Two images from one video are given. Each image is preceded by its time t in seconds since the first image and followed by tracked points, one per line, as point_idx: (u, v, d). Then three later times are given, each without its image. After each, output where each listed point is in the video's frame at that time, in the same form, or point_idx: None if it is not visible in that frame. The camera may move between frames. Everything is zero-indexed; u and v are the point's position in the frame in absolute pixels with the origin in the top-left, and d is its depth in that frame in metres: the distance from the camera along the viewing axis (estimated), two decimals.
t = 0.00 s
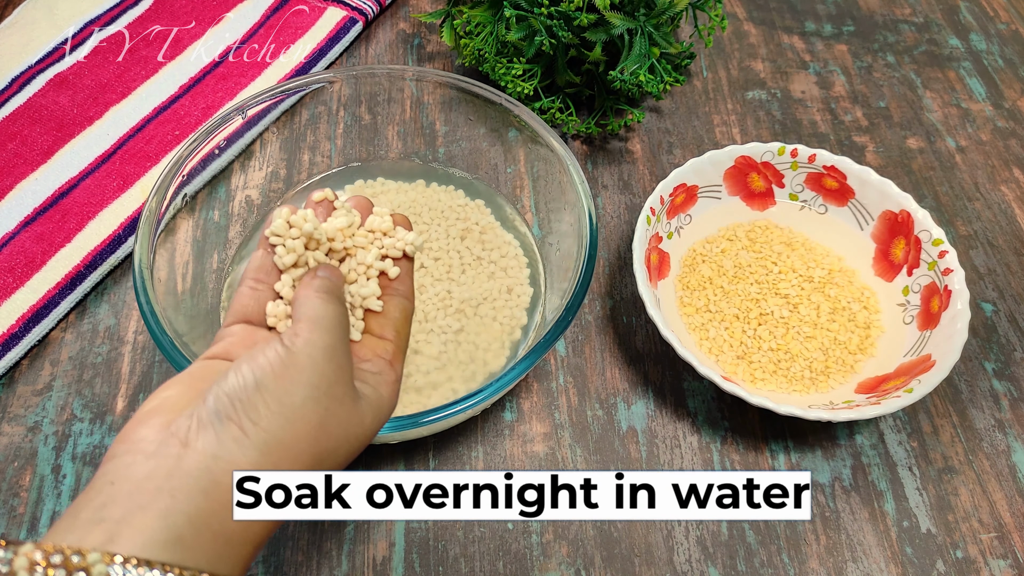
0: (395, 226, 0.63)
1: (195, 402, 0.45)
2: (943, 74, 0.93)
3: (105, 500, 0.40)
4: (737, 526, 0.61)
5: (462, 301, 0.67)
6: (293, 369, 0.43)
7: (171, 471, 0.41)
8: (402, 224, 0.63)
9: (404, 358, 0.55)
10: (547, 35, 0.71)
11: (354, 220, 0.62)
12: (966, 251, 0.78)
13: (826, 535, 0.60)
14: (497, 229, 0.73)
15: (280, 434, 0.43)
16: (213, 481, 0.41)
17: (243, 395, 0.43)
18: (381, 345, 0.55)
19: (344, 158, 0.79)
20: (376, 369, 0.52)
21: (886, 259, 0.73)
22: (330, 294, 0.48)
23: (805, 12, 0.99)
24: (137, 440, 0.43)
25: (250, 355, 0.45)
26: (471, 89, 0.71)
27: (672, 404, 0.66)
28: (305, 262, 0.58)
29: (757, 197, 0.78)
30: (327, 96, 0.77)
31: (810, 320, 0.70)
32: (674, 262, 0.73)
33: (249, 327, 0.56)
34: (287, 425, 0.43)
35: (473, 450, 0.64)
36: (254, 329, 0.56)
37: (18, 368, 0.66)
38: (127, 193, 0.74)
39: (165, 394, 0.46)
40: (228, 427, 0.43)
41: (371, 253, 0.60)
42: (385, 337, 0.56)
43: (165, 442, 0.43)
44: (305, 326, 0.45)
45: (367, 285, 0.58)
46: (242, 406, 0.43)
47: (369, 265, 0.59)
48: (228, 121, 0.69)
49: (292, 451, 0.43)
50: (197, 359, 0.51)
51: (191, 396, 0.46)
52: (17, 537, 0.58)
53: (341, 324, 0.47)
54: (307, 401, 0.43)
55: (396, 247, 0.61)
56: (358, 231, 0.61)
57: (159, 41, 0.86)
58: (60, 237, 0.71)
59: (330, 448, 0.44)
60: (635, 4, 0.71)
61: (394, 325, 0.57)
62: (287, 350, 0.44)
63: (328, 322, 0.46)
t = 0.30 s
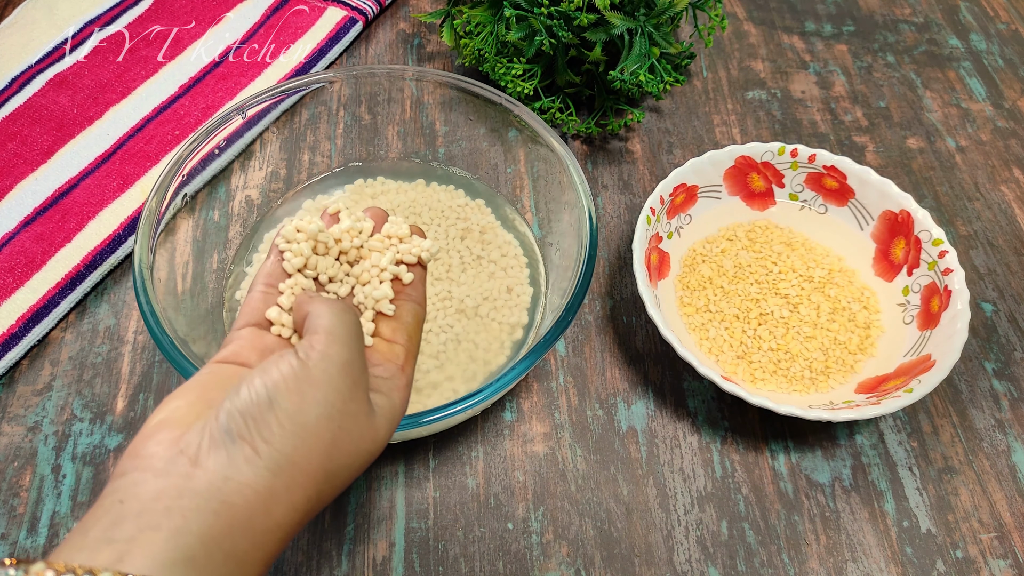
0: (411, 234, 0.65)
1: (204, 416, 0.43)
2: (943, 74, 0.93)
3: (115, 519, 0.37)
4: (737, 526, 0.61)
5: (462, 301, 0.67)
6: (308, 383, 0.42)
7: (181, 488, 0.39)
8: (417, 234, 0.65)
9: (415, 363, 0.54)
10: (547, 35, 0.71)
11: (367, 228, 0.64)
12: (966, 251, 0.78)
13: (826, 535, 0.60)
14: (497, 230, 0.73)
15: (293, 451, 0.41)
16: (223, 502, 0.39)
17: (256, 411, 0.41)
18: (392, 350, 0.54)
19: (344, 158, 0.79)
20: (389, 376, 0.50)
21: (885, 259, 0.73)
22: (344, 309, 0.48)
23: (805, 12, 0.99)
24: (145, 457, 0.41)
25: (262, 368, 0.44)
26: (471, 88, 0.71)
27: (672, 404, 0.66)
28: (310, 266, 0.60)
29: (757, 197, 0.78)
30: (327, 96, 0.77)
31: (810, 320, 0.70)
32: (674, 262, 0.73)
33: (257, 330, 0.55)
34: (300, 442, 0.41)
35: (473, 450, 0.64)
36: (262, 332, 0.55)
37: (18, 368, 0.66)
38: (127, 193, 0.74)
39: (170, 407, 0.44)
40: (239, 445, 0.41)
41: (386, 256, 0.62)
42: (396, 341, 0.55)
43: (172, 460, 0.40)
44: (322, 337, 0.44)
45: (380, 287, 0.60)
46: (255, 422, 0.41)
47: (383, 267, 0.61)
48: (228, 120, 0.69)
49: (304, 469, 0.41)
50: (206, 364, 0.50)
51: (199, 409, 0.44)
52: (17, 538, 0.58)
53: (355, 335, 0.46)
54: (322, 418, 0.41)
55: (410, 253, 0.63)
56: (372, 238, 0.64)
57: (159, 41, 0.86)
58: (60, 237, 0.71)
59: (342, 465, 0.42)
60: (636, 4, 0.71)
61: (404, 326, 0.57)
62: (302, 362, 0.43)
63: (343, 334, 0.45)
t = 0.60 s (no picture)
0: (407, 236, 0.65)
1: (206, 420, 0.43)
2: (943, 74, 0.93)
3: (111, 525, 0.38)
4: (737, 526, 0.61)
5: (461, 301, 0.67)
6: (317, 392, 0.41)
7: (180, 495, 0.39)
8: (415, 236, 0.65)
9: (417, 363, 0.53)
10: (547, 35, 0.71)
11: (366, 231, 0.65)
12: (966, 251, 0.78)
13: (826, 535, 0.60)
14: (497, 230, 0.73)
15: (297, 461, 0.41)
16: (222, 511, 0.39)
17: (262, 420, 0.41)
18: (395, 351, 0.53)
19: (344, 158, 0.79)
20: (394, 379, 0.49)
21: (886, 259, 0.73)
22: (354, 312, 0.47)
23: (805, 12, 0.99)
24: (144, 462, 0.41)
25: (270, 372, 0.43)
26: (471, 88, 0.71)
27: (672, 404, 0.66)
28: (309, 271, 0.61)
29: (757, 197, 0.78)
30: (327, 96, 0.77)
31: (810, 320, 0.70)
32: (674, 262, 0.73)
33: (257, 333, 0.55)
34: (304, 452, 0.41)
35: (473, 450, 0.64)
36: (263, 336, 0.54)
37: (18, 368, 0.66)
38: (127, 193, 0.74)
39: (171, 411, 0.43)
40: (242, 452, 0.41)
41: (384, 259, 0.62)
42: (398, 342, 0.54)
43: (171, 465, 0.40)
44: (334, 344, 0.43)
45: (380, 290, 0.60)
46: (260, 431, 0.41)
47: (380, 269, 0.61)
48: (228, 120, 0.69)
49: (306, 479, 0.41)
50: (209, 366, 0.49)
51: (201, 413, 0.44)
52: (17, 538, 0.58)
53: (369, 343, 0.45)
54: (330, 428, 0.41)
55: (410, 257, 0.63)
56: (369, 240, 0.64)
57: (159, 41, 0.86)
58: (61, 237, 0.71)
59: (346, 475, 0.42)
60: (636, 4, 0.71)
61: (406, 325, 0.57)
62: (311, 371, 0.42)
63: (357, 342, 0.44)
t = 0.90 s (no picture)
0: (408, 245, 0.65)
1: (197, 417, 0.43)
2: (943, 74, 0.93)
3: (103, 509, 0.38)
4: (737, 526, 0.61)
5: (461, 301, 0.67)
6: (292, 363, 0.41)
7: (167, 473, 0.38)
8: (416, 243, 0.65)
9: (424, 364, 0.53)
10: (547, 35, 0.71)
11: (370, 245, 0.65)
12: (966, 251, 0.78)
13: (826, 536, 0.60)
14: (497, 230, 0.73)
15: (281, 428, 0.40)
16: (205, 482, 0.38)
17: (241, 394, 0.41)
18: (399, 353, 0.53)
19: (344, 158, 0.79)
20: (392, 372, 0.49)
21: (886, 259, 0.73)
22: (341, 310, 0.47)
23: (805, 12, 0.99)
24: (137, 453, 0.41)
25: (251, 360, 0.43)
26: (471, 88, 0.71)
27: (672, 404, 0.66)
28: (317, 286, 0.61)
29: (757, 197, 0.78)
30: (327, 96, 0.77)
31: (810, 320, 0.70)
32: (674, 262, 0.73)
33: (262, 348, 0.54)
34: (283, 417, 0.40)
35: (473, 450, 0.64)
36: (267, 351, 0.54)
37: (18, 368, 0.66)
38: (127, 193, 0.74)
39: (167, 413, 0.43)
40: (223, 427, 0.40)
41: (385, 269, 0.62)
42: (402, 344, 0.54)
43: (160, 452, 0.40)
44: (310, 328, 0.44)
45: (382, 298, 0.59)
46: (239, 402, 0.40)
47: (382, 279, 0.61)
48: (228, 120, 0.69)
49: (286, 445, 0.40)
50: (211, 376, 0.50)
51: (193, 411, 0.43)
52: (17, 538, 0.58)
53: (348, 329, 0.46)
54: (308, 394, 0.41)
55: (411, 262, 0.63)
56: (374, 253, 0.64)
57: (159, 41, 0.86)
58: (61, 237, 0.71)
59: (335, 447, 0.41)
60: (636, 4, 0.71)
61: (411, 329, 0.56)
62: (290, 349, 0.42)
63: (332, 325, 0.44)
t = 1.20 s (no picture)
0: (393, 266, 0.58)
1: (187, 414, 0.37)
2: (943, 74, 0.93)
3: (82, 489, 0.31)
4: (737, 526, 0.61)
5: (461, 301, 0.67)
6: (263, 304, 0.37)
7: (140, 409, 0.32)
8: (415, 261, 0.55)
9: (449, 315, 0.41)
10: (547, 35, 0.71)
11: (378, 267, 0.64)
12: (966, 251, 0.78)
13: (826, 535, 0.60)
14: (497, 229, 0.73)
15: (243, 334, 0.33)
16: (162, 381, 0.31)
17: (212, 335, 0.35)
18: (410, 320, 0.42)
19: (344, 158, 0.79)
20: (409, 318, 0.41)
21: (886, 259, 0.73)
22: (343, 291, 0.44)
23: (805, 12, 0.99)
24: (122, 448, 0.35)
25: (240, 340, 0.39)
26: (471, 88, 0.71)
27: (672, 404, 0.66)
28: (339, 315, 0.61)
29: (757, 197, 0.78)
30: (327, 96, 0.77)
31: (810, 320, 0.70)
32: (674, 262, 0.73)
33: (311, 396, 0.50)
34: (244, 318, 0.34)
35: (473, 450, 0.64)
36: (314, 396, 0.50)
37: (18, 368, 0.66)
38: (127, 193, 0.74)
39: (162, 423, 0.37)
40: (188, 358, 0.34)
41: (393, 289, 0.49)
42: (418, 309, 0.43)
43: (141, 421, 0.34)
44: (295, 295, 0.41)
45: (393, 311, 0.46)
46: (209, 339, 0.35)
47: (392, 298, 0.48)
48: (228, 120, 0.69)
49: (246, 330, 0.33)
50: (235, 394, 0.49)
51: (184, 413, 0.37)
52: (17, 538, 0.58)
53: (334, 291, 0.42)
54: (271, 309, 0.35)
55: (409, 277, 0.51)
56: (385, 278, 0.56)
57: (159, 41, 0.86)
58: (61, 237, 0.71)
59: (311, 349, 0.34)
60: (635, 4, 0.71)
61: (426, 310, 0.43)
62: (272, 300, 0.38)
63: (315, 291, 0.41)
